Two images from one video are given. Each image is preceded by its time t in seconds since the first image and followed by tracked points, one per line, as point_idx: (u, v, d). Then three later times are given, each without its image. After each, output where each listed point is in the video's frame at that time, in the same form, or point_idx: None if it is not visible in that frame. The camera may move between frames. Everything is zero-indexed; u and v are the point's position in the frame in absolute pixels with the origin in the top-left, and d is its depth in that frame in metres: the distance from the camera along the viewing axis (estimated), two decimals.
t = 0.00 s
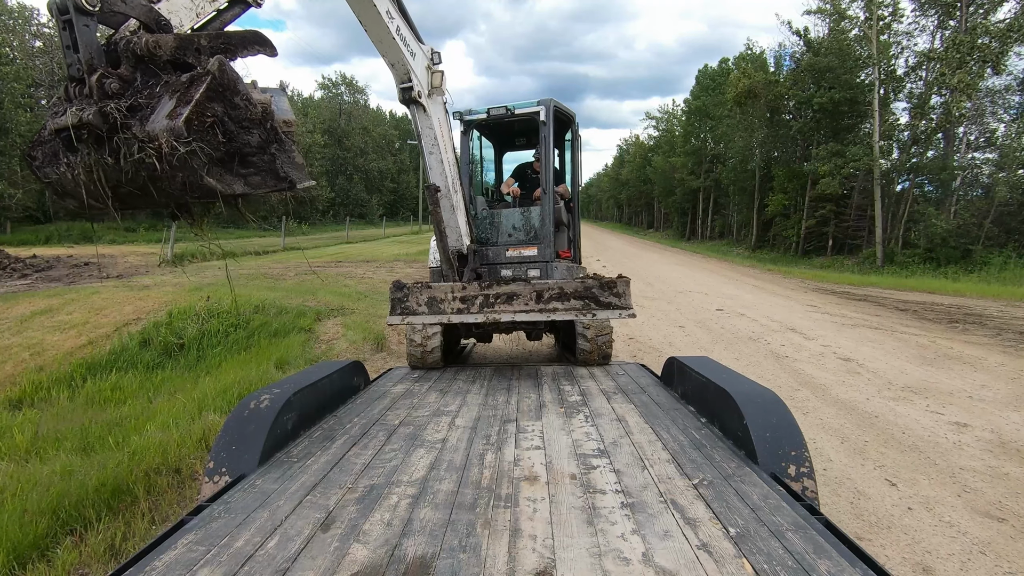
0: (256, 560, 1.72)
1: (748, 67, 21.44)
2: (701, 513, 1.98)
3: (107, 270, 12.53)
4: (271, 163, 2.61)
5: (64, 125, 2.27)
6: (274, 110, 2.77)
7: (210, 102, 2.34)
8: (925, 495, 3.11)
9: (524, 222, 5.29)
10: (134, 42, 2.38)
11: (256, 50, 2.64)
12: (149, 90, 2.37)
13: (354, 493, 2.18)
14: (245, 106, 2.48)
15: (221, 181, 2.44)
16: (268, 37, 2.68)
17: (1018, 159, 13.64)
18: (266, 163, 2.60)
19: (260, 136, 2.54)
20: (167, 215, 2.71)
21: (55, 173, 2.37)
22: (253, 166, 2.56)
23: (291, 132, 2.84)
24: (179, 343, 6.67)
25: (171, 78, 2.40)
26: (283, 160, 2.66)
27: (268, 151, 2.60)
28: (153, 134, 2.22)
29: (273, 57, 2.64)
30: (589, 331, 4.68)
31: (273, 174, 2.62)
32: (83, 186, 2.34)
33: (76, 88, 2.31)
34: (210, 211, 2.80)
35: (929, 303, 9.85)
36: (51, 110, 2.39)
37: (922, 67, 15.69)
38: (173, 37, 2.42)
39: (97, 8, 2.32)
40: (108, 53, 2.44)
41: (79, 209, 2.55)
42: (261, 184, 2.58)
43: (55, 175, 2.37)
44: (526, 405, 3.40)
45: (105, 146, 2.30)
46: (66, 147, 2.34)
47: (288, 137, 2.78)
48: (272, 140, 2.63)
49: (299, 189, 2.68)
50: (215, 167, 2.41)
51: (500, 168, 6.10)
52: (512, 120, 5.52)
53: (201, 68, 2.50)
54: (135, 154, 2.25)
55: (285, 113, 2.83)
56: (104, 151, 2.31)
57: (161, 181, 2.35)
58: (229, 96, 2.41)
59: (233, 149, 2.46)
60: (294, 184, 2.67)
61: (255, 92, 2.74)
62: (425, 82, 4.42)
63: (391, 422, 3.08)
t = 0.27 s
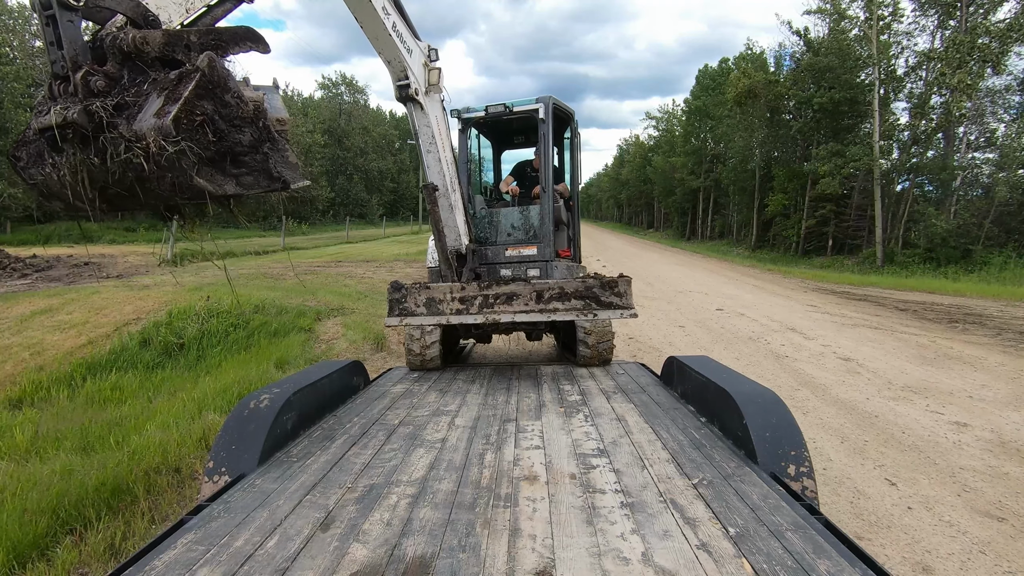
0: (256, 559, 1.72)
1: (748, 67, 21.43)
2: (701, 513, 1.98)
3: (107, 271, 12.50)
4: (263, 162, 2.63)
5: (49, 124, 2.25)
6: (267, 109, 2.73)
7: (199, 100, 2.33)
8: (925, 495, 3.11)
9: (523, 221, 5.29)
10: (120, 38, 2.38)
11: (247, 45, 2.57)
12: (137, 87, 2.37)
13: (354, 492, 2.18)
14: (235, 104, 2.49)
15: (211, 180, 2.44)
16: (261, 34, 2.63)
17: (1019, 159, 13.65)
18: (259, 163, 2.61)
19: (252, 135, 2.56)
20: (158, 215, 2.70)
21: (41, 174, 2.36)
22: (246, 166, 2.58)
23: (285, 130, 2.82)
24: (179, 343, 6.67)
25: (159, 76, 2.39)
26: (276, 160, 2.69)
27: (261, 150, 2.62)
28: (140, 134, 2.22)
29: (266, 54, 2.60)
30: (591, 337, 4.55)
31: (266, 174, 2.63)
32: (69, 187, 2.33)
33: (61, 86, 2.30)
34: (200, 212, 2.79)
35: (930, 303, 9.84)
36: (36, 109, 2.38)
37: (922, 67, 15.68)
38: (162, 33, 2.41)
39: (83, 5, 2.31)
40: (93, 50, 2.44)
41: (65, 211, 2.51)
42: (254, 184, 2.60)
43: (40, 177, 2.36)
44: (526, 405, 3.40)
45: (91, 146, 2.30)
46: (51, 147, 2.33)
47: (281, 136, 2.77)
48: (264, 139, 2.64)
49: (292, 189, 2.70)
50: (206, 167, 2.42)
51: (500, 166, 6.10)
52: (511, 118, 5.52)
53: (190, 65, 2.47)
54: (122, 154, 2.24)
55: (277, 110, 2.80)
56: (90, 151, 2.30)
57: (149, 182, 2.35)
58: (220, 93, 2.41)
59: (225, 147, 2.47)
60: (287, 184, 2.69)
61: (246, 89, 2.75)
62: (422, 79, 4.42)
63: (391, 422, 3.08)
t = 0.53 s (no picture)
0: (256, 559, 1.72)
1: (748, 67, 21.44)
2: (701, 513, 1.98)
3: (107, 271, 12.49)
4: (263, 157, 2.61)
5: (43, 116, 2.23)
6: (266, 103, 2.77)
7: (197, 92, 2.33)
8: (925, 495, 3.11)
9: (523, 221, 5.29)
10: (117, 30, 2.36)
11: (248, 39, 2.59)
12: (134, 79, 2.35)
13: (354, 492, 2.18)
14: (234, 98, 2.49)
15: (210, 175, 2.42)
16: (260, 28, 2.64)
17: (1018, 159, 13.67)
18: (258, 157, 2.58)
19: (251, 130, 2.53)
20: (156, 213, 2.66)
21: (34, 168, 2.30)
22: (245, 160, 2.55)
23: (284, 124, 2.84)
24: (179, 343, 6.67)
25: (157, 68, 2.37)
26: (276, 156, 2.68)
27: (260, 145, 2.60)
28: (137, 126, 2.20)
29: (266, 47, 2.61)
30: (593, 343, 4.48)
31: (265, 169, 2.60)
32: (64, 182, 2.29)
33: (56, 78, 2.27)
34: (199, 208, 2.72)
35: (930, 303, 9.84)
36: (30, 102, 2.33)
37: (922, 67, 15.69)
38: (161, 25, 2.40)
39: None
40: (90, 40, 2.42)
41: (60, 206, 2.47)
42: (253, 179, 2.56)
43: (34, 171, 2.30)
44: (526, 405, 3.40)
45: (86, 138, 2.27)
46: (46, 140, 2.29)
47: (280, 131, 2.78)
48: (264, 134, 2.63)
49: (291, 185, 2.69)
50: (203, 161, 2.39)
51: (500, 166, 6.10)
52: (511, 117, 5.51)
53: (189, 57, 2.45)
54: (119, 147, 2.22)
55: (278, 105, 2.84)
56: (85, 144, 2.27)
57: (146, 176, 2.31)
58: (219, 85, 2.41)
59: (223, 141, 2.45)
60: (288, 179, 2.68)
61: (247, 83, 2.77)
62: (423, 77, 4.42)
63: (391, 422, 3.08)
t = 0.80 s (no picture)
0: (256, 559, 1.72)
1: (748, 67, 21.44)
2: (701, 513, 1.98)
3: (107, 271, 12.47)
4: (257, 151, 2.60)
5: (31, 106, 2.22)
6: (263, 96, 2.81)
7: (189, 83, 2.33)
8: (925, 495, 3.11)
9: (524, 220, 5.28)
10: (106, 19, 2.36)
11: (243, 31, 2.57)
12: (124, 69, 2.35)
13: (354, 492, 2.18)
14: (228, 89, 2.49)
15: (202, 167, 2.41)
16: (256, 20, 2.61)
17: (1018, 158, 13.69)
18: (252, 150, 2.58)
19: (244, 122, 2.54)
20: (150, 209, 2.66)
21: (23, 161, 2.28)
22: (238, 153, 2.55)
23: (280, 118, 2.86)
24: (179, 342, 6.67)
25: (147, 57, 2.38)
26: (271, 150, 2.67)
27: (254, 137, 2.60)
28: (127, 117, 2.19)
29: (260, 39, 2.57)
30: (595, 349, 4.44)
31: (260, 163, 2.59)
32: (53, 174, 2.27)
33: (45, 66, 2.31)
34: (194, 206, 2.71)
35: (930, 303, 9.83)
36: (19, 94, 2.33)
37: (922, 67, 15.69)
38: (152, 15, 2.40)
39: None
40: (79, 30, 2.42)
41: (52, 199, 2.47)
42: (247, 172, 2.55)
43: (21, 163, 2.28)
44: (526, 405, 3.40)
45: (75, 130, 2.26)
46: (34, 133, 2.28)
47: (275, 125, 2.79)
48: (258, 126, 2.63)
49: (287, 179, 2.66)
50: (195, 153, 2.38)
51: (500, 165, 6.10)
52: (512, 114, 5.50)
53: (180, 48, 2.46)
54: (106, 138, 2.20)
55: (273, 98, 2.89)
56: (74, 136, 2.25)
57: (137, 168, 2.31)
58: (211, 76, 2.41)
59: (216, 134, 2.45)
60: (283, 174, 2.66)
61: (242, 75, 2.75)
62: (422, 74, 4.40)
63: (391, 422, 3.08)
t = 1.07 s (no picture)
0: (255, 559, 1.72)
1: (749, 67, 21.45)
2: (701, 513, 1.98)
3: (107, 270, 12.46)
4: (251, 147, 2.56)
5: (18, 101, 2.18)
6: (257, 92, 2.77)
7: (181, 77, 2.31)
8: (924, 495, 3.12)
9: (524, 220, 5.28)
10: (98, 13, 2.30)
11: (238, 25, 2.55)
12: (116, 64, 2.31)
13: (353, 492, 2.18)
14: (220, 84, 2.45)
15: (194, 164, 2.37)
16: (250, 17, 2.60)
17: (1018, 158, 13.71)
18: (245, 147, 2.54)
19: (237, 118, 2.50)
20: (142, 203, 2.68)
21: (12, 158, 2.25)
22: (231, 150, 2.51)
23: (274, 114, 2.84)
24: (179, 342, 6.67)
25: (138, 51, 2.34)
26: (265, 147, 2.63)
27: (248, 134, 2.56)
28: (116, 112, 2.17)
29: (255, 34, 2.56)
30: (594, 357, 4.43)
31: (253, 160, 2.56)
32: (42, 172, 2.25)
33: (32, 61, 2.23)
34: (186, 202, 2.75)
35: (930, 303, 9.83)
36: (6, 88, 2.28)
37: (922, 67, 15.70)
38: (144, 9, 2.38)
39: None
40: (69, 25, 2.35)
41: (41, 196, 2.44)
42: (240, 169, 2.52)
43: (9, 160, 2.25)
44: (526, 405, 3.40)
45: (64, 125, 2.23)
46: (23, 128, 2.24)
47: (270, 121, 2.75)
48: (252, 123, 2.59)
49: (281, 176, 2.63)
50: (187, 149, 2.35)
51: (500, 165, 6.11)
52: (512, 113, 5.51)
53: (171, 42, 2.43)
54: (98, 133, 2.17)
55: (268, 95, 2.83)
56: (63, 131, 2.22)
57: (126, 165, 2.26)
58: (202, 70, 2.39)
59: (208, 130, 2.41)
60: (277, 171, 2.62)
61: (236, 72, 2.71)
62: (422, 71, 4.41)
63: (390, 422, 3.08)
